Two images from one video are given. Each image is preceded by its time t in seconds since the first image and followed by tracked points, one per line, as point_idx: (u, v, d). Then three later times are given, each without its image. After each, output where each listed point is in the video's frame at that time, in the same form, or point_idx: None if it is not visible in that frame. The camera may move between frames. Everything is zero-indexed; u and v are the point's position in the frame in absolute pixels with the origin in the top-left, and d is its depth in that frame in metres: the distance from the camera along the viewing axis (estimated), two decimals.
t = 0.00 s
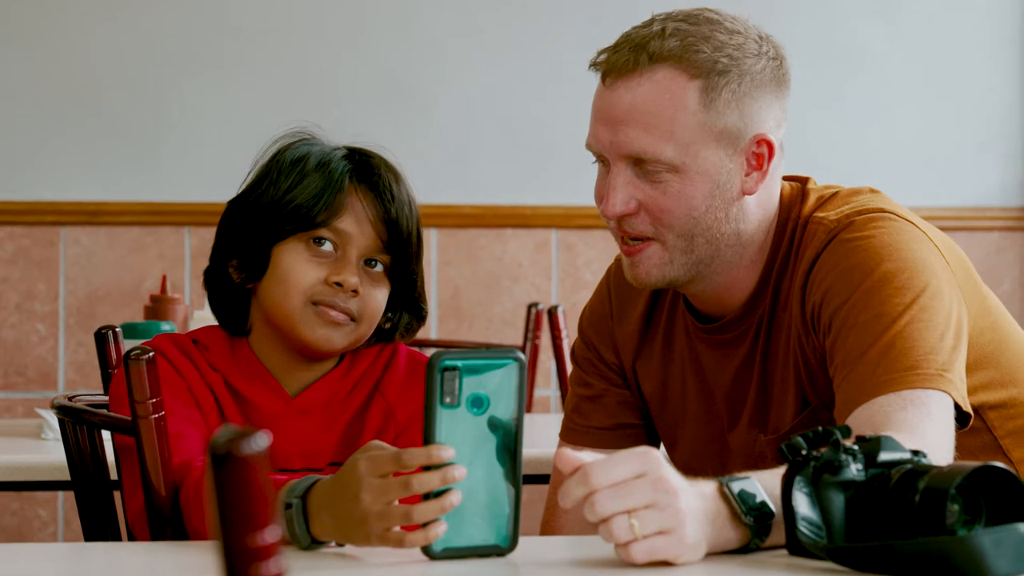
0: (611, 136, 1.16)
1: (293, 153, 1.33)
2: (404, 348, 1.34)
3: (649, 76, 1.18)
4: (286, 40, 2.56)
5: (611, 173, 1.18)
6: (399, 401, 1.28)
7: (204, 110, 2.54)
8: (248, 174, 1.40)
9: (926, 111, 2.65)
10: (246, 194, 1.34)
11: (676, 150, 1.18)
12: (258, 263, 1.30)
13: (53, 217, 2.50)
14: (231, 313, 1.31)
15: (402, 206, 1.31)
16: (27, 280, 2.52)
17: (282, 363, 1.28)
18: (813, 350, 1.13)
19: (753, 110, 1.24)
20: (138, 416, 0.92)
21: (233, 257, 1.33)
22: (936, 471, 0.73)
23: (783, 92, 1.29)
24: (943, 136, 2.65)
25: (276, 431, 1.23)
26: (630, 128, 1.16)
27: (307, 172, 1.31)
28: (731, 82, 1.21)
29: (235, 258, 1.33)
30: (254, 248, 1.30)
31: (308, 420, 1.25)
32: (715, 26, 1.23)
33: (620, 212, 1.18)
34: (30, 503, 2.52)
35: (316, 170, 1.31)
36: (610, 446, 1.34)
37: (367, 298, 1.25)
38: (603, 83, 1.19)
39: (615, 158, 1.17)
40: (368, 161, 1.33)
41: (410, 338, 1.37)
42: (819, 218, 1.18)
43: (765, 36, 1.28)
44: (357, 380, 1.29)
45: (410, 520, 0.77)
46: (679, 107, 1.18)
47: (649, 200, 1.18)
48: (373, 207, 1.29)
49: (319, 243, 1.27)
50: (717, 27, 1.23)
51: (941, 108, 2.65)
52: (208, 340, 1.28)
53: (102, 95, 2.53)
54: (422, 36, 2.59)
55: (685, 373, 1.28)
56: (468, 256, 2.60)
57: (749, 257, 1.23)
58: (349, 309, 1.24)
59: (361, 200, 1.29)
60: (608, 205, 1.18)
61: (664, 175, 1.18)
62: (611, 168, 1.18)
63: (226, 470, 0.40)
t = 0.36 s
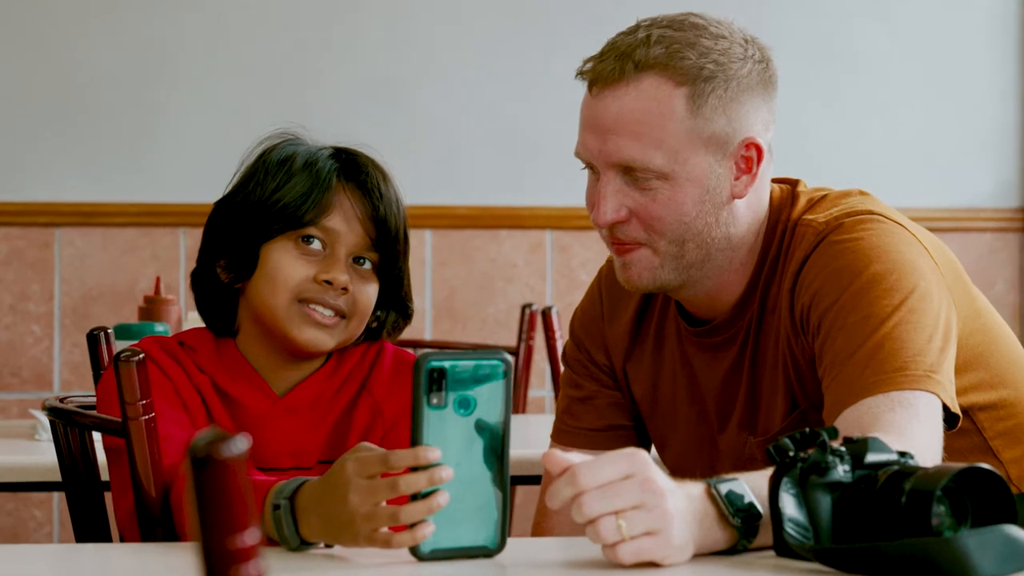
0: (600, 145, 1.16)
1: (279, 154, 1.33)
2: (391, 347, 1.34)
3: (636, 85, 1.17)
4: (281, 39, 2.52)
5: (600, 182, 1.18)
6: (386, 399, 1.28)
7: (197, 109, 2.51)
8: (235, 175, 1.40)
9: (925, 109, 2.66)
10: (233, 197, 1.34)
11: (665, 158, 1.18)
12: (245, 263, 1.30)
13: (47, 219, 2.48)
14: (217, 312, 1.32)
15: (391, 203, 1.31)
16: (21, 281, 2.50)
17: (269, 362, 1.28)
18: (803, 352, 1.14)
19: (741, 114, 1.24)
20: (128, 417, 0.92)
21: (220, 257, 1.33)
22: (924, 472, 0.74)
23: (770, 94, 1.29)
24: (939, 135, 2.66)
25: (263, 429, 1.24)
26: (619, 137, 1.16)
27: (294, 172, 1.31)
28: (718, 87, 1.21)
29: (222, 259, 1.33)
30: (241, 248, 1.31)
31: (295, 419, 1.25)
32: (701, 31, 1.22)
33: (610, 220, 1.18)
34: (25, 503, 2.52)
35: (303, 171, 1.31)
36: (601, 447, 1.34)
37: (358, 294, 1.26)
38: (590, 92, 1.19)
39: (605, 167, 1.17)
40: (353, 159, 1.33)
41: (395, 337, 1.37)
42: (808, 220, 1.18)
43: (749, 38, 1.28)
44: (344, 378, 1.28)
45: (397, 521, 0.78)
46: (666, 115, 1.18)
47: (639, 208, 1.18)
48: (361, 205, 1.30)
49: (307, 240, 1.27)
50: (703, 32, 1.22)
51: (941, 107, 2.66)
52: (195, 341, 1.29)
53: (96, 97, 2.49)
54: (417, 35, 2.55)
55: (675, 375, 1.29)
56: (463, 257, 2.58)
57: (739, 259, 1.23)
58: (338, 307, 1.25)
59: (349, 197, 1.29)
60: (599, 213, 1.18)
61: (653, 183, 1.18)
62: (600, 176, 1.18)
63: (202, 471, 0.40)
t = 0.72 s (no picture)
0: (589, 153, 1.16)
1: (267, 156, 1.34)
2: (380, 347, 1.34)
3: (623, 94, 1.17)
4: (276, 40, 2.51)
5: (592, 190, 1.18)
6: (377, 398, 1.28)
7: (194, 109, 2.49)
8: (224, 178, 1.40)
9: (918, 110, 2.66)
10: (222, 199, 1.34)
11: (655, 166, 1.18)
12: (236, 257, 1.31)
13: (43, 219, 2.45)
14: (206, 312, 1.31)
15: (380, 198, 1.31)
16: (17, 281, 2.47)
17: (257, 359, 1.28)
18: (791, 352, 1.14)
19: (729, 119, 1.24)
20: (117, 418, 0.92)
21: (211, 253, 1.33)
22: (908, 473, 0.74)
23: (758, 98, 1.29)
24: (932, 135, 2.66)
25: (253, 429, 1.24)
26: (608, 145, 1.16)
27: (283, 168, 1.31)
28: (705, 94, 1.21)
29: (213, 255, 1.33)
30: (233, 243, 1.31)
31: (286, 418, 1.25)
32: (687, 37, 1.22)
33: (602, 229, 1.18)
34: (20, 504, 2.51)
35: (290, 166, 1.31)
36: (591, 448, 1.34)
37: (347, 289, 1.26)
38: (578, 102, 1.19)
39: (595, 175, 1.17)
40: (339, 153, 1.34)
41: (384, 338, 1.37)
42: (798, 221, 1.18)
43: (736, 42, 1.28)
44: (334, 378, 1.29)
45: (385, 522, 0.78)
46: (655, 123, 1.18)
47: (630, 216, 1.18)
48: (351, 201, 1.30)
49: (297, 234, 1.28)
50: (689, 39, 1.23)
51: (936, 107, 2.66)
52: (184, 342, 1.28)
53: (93, 97, 2.47)
54: (412, 36, 2.54)
55: (663, 377, 1.29)
56: (459, 259, 2.57)
57: (728, 263, 1.23)
58: (328, 299, 1.25)
59: (338, 189, 1.30)
60: (590, 222, 1.18)
61: (644, 190, 1.18)
62: (591, 185, 1.18)
63: (181, 474, 0.40)
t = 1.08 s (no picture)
0: (598, 156, 1.15)
1: (275, 158, 1.34)
2: (391, 347, 1.35)
3: (631, 95, 1.16)
4: (287, 42, 2.50)
5: (602, 193, 1.17)
6: (387, 399, 1.28)
7: (206, 108, 2.49)
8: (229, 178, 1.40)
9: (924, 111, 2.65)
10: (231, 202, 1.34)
11: (666, 166, 1.17)
12: (249, 260, 1.31)
13: (56, 220, 2.44)
14: (219, 314, 1.31)
15: (392, 201, 1.32)
16: (30, 282, 2.46)
17: (269, 360, 1.29)
18: (799, 352, 1.14)
19: (736, 115, 1.22)
20: (126, 418, 0.93)
21: (223, 256, 1.33)
22: (914, 472, 0.74)
23: (761, 94, 1.27)
24: (939, 136, 2.65)
25: (264, 429, 1.25)
26: (617, 147, 1.15)
27: (294, 170, 1.32)
28: (711, 91, 1.20)
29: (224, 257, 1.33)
30: (245, 246, 1.31)
31: (296, 419, 1.26)
32: (689, 37, 1.22)
33: (614, 230, 1.17)
34: (34, 503, 2.52)
35: (302, 169, 1.32)
36: (599, 447, 1.35)
37: (359, 291, 1.26)
38: (585, 104, 1.18)
39: (605, 177, 1.16)
40: (351, 156, 1.34)
41: (394, 335, 1.37)
42: (805, 221, 1.18)
43: (738, 39, 1.28)
44: (345, 379, 1.29)
45: (392, 521, 0.78)
46: (664, 122, 1.16)
47: (642, 216, 1.17)
48: (362, 202, 1.30)
49: (309, 236, 1.28)
50: (691, 38, 1.22)
51: (941, 107, 2.65)
52: (195, 342, 1.29)
53: (106, 98, 2.47)
54: (422, 38, 2.53)
55: (670, 376, 1.29)
56: (471, 259, 2.56)
57: (738, 262, 1.23)
58: (342, 302, 1.25)
59: (351, 195, 1.30)
60: (602, 224, 1.17)
61: (655, 191, 1.17)
62: (602, 188, 1.17)
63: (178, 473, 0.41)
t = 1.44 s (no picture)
0: (622, 158, 1.14)
1: (284, 161, 1.34)
2: (407, 345, 1.35)
3: (649, 94, 1.15)
4: (308, 43, 2.51)
5: (627, 193, 1.16)
6: (405, 398, 1.29)
7: (229, 109, 2.48)
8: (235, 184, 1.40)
9: (948, 110, 2.61)
10: (243, 208, 1.35)
11: (693, 159, 1.16)
12: (266, 267, 1.31)
13: (80, 220, 2.45)
14: (235, 316, 1.32)
15: (404, 198, 1.33)
16: (55, 282, 2.46)
17: (289, 362, 1.29)
18: (816, 354, 1.13)
19: (751, 109, 1.23)
20: (146, 417, 0.94)
21: (238, 261, 1.34)
22: (930, 473, 0.74)
23: (767, 88, 1.27)
24: (966, 136, 2.62)
25: (282, 429, 1.25)
26: (640, 146, 1.13)
27: (307, 174, 1.32)
28: (726, 85, 1.20)
29: (240, 262, 1.34)
30: (261, 251, 1.32)
31: (314, 418, 1.26)
32: (697, 35, 1.21)
33: (641, 231, 1.16)
34: (58, 503, 2.53)
35: (313, 171, 1.32)
36: (618, 447, 1.35)
37: (378, 292, 1.27)
38: (602, 107, 1.16)
39: (630, 177, 1.15)
40: (363, 156, 1.35)
41: (409, 328, 1.38)
42: (821, 221, 1.18)
43: (745, 37, 1.27)
44: (363, 378, 1.30)
45: (408, 519, 0.78)
46: (686, 117, 1.15)
47: (668, 214, 1.17)
48: (375, 201, 1.31)
49: (324, 242, 1.28)
50: (700, 35, 1.21)
51: (966, 107, 2.62)
52: (212, 345, 1.29)
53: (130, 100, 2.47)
54: (443, 38, 2.54)
55: (688, 376, 1.29)
56: (493, 259, 2.56)
57: (759, 259, 1.23)
58: (363, 306, 1.26)
59: (363, 195, 1.31)
60: (629, 224, 1.16)
61: (680, 185, 1.16)
62: (626, 189, 1.15)
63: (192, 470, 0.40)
